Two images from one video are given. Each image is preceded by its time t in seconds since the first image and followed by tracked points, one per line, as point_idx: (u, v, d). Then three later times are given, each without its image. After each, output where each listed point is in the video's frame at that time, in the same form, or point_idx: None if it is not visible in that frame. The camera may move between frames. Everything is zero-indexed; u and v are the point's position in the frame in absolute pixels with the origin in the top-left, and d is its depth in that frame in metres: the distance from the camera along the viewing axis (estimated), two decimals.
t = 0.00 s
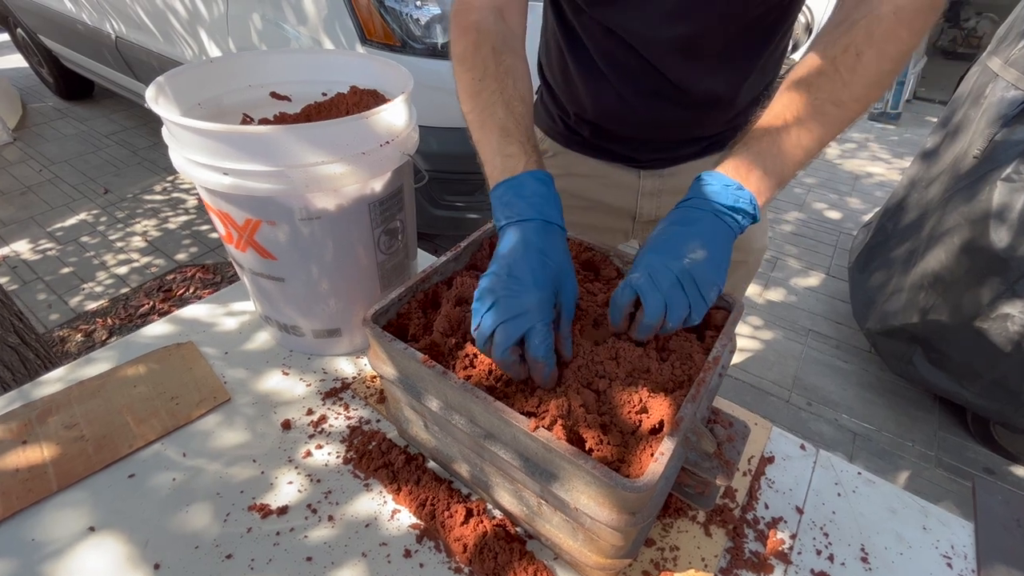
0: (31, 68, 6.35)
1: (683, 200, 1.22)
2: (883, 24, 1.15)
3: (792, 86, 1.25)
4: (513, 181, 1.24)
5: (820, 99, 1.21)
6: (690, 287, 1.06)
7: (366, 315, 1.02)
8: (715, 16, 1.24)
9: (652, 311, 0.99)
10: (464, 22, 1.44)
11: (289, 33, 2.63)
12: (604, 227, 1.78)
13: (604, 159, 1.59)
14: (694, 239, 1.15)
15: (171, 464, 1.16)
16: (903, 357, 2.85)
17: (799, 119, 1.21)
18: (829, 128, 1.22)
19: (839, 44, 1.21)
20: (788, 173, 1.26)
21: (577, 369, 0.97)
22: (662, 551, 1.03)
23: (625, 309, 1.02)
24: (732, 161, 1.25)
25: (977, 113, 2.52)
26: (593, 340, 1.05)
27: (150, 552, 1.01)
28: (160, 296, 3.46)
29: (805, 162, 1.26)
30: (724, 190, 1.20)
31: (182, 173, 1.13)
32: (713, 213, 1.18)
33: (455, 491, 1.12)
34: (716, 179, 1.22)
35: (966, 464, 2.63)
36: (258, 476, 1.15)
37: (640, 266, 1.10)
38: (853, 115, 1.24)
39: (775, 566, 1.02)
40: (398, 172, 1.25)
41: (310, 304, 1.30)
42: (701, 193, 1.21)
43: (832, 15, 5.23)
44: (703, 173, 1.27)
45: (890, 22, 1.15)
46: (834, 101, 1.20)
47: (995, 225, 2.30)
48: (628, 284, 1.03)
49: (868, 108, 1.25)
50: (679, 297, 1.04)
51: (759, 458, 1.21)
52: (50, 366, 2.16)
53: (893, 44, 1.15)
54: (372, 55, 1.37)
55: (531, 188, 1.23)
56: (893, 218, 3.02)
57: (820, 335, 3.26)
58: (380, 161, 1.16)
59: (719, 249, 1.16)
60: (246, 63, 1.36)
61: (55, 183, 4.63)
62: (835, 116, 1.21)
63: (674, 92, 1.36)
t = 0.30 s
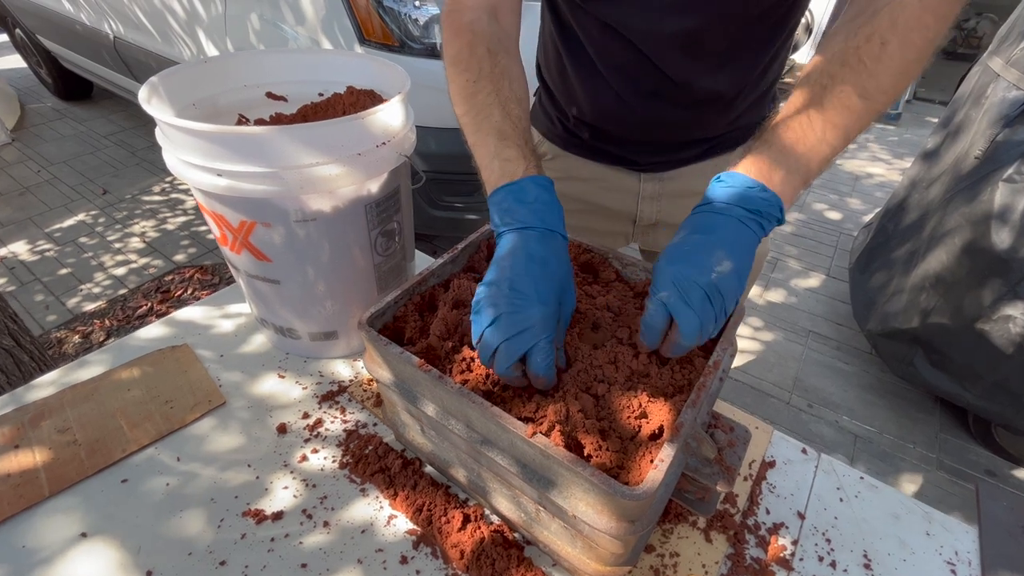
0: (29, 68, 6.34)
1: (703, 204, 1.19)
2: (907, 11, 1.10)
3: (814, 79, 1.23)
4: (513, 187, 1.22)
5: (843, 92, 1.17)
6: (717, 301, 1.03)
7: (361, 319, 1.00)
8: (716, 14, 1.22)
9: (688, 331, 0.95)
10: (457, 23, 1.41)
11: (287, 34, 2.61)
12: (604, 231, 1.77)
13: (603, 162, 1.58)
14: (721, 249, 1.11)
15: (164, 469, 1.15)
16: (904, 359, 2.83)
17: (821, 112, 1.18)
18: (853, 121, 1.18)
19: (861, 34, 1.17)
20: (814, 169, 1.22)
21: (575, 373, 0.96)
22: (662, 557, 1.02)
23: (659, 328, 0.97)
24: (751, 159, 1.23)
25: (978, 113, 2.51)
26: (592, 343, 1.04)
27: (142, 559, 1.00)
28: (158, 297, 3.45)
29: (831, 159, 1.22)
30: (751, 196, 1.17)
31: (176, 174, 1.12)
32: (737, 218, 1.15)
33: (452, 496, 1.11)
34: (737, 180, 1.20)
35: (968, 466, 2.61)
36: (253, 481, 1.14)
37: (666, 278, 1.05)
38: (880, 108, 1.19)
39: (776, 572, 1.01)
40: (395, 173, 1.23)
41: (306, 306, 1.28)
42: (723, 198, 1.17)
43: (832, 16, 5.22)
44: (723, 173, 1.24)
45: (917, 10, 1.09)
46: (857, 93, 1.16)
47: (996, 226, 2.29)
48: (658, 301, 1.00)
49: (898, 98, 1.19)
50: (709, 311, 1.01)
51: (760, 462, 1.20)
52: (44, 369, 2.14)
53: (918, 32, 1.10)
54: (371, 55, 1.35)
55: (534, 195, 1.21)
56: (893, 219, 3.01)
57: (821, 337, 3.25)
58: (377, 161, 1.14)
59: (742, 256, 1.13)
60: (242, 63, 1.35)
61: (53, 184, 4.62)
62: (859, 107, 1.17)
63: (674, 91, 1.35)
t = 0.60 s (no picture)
0: (28, 69, 6.34)
1: (704, 214, 1.18)
2: (917, 11, 1.07)
3: (823, 81, 1.19)
4: (481, 173, 1.26)
5: (851, 95, 1.14)
6: (709, 317, 1.02)
7: (359, 319, 1.00)
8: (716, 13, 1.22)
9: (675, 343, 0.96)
10: (441, 11, 1.42)
11: (286, 33, 2.61)
12: (604, 233, 1.77)
13: (603, 164, 1.57)
14: (720, 266, 1.10)
15: (162, 470, 1.15)
16: (904, 359, 2.83)
17: (828, 119, 1.16)
18: (862, 130, 1.15)
19: (870, 37, 1.14)
20: (822, 178, 1.19)
21: (575, 374, 0.95)
22: (662, 559, 1.01)
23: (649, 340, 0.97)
24: (755, 164, 1.23)
25: (978, 114, 2.51)
26: (591, 344, 1.04)
27: (139, 560, 0.99)
28: (157, 298, 3.44)
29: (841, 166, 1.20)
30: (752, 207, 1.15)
31: (173, 173, 1.11)
32: (737, 232, 1.14)
33: (451, 497, 1.10)
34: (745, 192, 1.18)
35: (968, 466, 2.61)
36: (250, 482, 1.13)
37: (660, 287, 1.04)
38: (891, 113, 1.16)
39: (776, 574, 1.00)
40: (394, 173, 1.23)
41: (303, 306, 1.28)
42: (723, 208, 1.16)
43: (832, 16, 5.22)
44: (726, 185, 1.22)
45: (927, 12, 1.06)
46: (866, 99, 1.13)
47: (996, 226, 2.29)
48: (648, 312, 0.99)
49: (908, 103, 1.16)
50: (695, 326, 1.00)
51: (760, 463, 1.19)
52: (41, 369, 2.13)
53: (929, 34, 1.07)
54: (370, 55, 1.35)
55: (499, 180, 1.25)
56: (893, 219, 3.00)
57: (821, 337, 3.24)
58: (375, 161, 1.14)
59: (742, 272, 1.12)
60: (240, 63, 1.35)
61: (53, 185, 4.61)
62: (868, 115, 1.14)
63: (674, 91, 1.34)
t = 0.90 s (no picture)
0: (27, 68, 6.33)
1: (702, 208, 1.16)
2: (923, 10, 1.05)
3: (824, 78, 1.17)
4: (457, 147, 1.29)
5: (852, 92, 1.12)
6: (699, 305, 0.99)
7: (358, 318, 0.99)
8: (718, 12, 1.21)
9: (656, 326, 0.92)
10: None
11: (285, 33, 2.60)
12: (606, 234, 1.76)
13: (603, 163, 1.57)
14: (714, 255, 1.06)
15: (160, 470, 1.14)
16: (904, 360, 2.82)
17: (830, 116, 1.13)
18: (863, 129, 1.12)
19: (875, 35, 1.11)
20: (822, 177, 1.17)
21: (576, 374, 0.96)
22: (663, 559, 1.01)
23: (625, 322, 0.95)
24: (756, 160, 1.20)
25: (979, 113, 2.50)
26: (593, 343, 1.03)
27: (137, 562, 0.99)
28: (156, 298, 3.43)
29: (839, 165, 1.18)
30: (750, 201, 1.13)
31: (171, 172, 1.11)
32: (734, 225, 1.11)
33: (451, 498, 1.10)
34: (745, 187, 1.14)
35: (969, 466, 2.60)
36: (249, 483, 1.13)
37: (647, 274, 1.02)
38: (891, 113, 1.14)
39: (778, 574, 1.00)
40: (393, 171, 1.22)
41: (302, 305, 1.27)
42: (724, 202, 1.14)
43: (832, 16, 5.22)
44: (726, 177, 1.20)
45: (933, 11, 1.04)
46: (868, 96, 1.11)
47: (997, 226, 2.28)
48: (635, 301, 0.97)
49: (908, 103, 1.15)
50: (687, 315, 0.97)
51: (762, 463, 1.19)
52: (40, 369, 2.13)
53: (934, 33, 1.05)
54: (369, 53, 1.34)
55: (475, 154, 1.28)
56: (893, 219, 3.00)
57: (821, 337, 3.24)
58: (374, 160, 1.13)
59: (738, 264, 1.08)
60: (240, 62, 1.34)
61: (52, 185, 4.60)
62: (869, 114, 1.12)
63: (675, 91, 1.34)
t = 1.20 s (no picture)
0: (27, 68, 6.32)
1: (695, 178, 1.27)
2: None
3: (817, 62, 1.19)
4: (502, 153, 1.33)
5: (837, 79, 1.14)
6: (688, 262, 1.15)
7: (361, 317, 0.98)
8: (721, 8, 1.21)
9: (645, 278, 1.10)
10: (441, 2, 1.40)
11: (286, 33, 2.59)
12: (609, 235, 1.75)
13: (605, 162, 1.57)
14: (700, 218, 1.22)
15: (160, 471, 1.13)
16: (905, 360, 2.82)
17: (811, 99, 1.17)
18: (844, 109, 1.15)
19: (865, 22, 1.11)
20: (800, 151, 1.24)
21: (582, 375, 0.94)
22: (668, 561, 1.00)
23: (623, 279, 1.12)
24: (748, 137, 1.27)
25: (980, 113, 2.49)
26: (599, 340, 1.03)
27: (137, 563, 0.98)
28: (156, 298, 3.42)
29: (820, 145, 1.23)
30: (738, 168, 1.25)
31: (172, 170, 1.10)
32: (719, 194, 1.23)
33: (453, 499, 1.09)
34: (728, 160, 1.26)
35: (971, 466, 2.60)
36: (250, 484, 1.12)
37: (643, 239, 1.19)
38: (876, 98, 1.15)
39: None
40: (395, 170, 1.22)
41: (304, 305, 1.26)
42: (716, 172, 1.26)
43: (832, 16, 5.22)
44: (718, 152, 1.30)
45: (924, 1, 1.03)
46: (851, 83, 1.13)
47: (999, 225, 2.27)
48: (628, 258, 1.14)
49: (896, 87, 1.15)
50: (675, 270, 1.13)
51: (766, 463, 1.18)
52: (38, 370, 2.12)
53: (921, 24, 1.05)
54: (371, 52, 1.33)
55: (521, 159, 1.32)
56: (894, 218, 3.00)
57: (822, 337, 3.23)
58: (377, 158, 1.13)
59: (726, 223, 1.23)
60: (240, 60, 1.33)
61: (52, 185, 4.59)
62: (852, 96, 1.14)
63: (677, 89, 1.33)
